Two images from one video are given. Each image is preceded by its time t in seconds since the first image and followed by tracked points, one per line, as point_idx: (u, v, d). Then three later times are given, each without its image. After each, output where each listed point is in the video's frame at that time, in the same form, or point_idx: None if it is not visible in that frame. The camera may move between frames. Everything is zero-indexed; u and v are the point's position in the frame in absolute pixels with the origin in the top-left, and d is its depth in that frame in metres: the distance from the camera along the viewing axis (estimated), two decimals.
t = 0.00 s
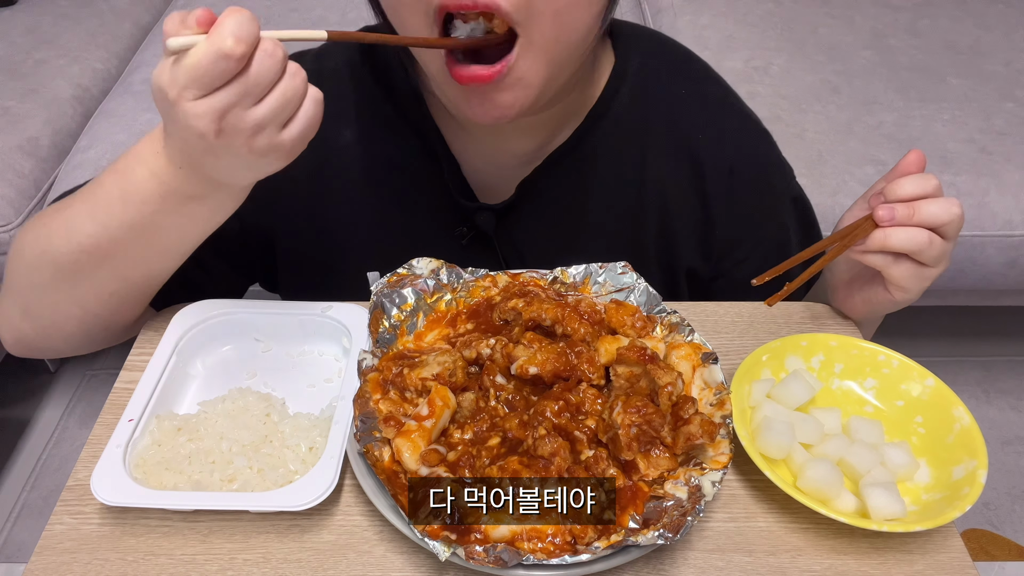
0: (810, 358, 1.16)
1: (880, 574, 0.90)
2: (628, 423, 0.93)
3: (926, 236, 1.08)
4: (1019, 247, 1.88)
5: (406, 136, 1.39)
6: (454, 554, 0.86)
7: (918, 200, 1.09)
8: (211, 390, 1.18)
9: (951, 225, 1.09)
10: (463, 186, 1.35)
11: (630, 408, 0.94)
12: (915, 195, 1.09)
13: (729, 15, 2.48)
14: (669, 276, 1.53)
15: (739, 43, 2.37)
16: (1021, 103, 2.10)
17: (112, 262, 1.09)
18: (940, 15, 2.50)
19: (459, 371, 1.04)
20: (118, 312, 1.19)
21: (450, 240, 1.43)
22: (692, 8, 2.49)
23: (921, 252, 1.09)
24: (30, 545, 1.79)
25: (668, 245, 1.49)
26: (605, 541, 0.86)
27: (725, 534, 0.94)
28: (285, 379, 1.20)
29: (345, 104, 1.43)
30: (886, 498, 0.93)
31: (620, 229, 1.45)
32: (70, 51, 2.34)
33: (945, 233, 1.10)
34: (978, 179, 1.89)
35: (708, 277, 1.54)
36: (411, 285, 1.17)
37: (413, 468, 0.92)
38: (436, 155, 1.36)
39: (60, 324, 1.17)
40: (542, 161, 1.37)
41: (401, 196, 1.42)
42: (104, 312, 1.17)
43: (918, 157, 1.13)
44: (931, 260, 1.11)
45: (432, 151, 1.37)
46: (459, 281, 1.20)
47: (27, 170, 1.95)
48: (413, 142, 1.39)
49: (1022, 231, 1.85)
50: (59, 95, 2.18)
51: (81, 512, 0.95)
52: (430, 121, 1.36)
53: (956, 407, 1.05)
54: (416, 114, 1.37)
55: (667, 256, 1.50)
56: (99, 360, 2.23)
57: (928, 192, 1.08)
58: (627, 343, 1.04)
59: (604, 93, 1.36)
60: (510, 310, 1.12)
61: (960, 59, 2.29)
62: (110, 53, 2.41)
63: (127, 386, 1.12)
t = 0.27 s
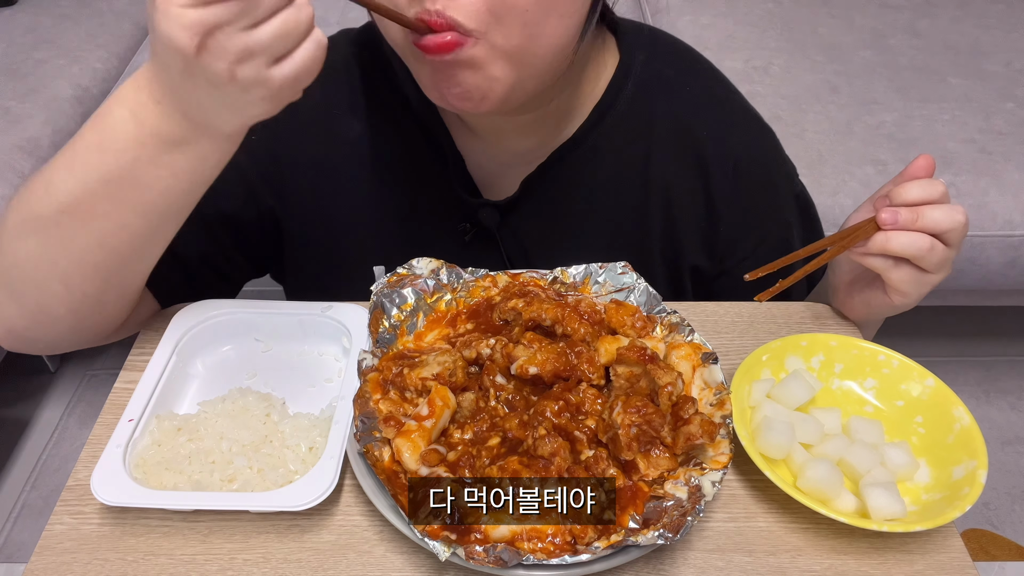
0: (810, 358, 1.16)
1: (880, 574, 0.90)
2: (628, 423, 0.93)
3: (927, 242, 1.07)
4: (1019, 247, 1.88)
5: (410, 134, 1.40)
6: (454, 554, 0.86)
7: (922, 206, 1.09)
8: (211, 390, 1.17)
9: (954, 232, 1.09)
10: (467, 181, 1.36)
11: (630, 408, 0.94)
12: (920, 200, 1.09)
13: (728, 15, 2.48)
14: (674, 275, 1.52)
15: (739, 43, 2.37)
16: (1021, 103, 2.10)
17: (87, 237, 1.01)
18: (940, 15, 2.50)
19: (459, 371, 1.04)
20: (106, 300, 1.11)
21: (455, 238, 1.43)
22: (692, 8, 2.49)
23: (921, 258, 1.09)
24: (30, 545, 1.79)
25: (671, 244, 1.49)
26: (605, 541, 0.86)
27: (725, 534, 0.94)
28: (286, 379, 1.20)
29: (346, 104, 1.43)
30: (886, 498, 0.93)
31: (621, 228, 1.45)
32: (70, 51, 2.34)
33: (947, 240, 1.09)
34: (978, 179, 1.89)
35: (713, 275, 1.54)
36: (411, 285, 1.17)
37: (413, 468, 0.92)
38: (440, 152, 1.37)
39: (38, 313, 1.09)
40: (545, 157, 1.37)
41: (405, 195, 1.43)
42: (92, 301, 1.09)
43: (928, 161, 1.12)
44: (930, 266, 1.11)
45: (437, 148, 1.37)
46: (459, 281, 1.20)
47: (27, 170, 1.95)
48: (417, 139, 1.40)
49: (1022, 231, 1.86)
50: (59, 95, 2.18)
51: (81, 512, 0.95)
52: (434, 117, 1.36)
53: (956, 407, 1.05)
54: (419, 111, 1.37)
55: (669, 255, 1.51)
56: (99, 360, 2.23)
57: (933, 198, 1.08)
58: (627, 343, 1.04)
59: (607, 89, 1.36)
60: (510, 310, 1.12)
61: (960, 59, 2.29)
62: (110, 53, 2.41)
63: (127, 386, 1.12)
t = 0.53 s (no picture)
0: (810, 358, 1.16)
1: (880, 574, 0.90)
2: (628, 423, 0.93)
3: (932, 246, 1.07)
4: (1019, 247, 1.88)
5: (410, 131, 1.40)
6: (454, 554, 0.86)
7: (931, 210, 1.08)
8: (211, 390, 1.17)
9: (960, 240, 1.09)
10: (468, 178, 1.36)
11: (630, 408, 0.94)
12: (929, 205, 1.08)
13: (729, 15, 2.48)
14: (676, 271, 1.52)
15: (739, 43, 2.37)
16: (1021, 103, 2.10)
17: (43, 184, 1.00)
18: (940, 15, 2.50)
19: (459, 371, 1.04)
20: (75, 261, 1.09)
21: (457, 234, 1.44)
22: (692, 8, 2.49)
23: (924, 262, 1.09)
24: (30, 545, 1.79)
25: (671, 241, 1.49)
26: (605, 541, 0.86)
27: (725, 534, 0.94)
28: (286, 379, 1.20)
29: (345, 102, 1.43)
30: (886, 498, 0.93)
31: (622, 227, 1.45)
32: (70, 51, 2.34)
33: (953, 247, 1.09)
34: (978, 179, 1.89)
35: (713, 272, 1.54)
36: (411, 285, 1.17)
37: (413, 468, 0.92)
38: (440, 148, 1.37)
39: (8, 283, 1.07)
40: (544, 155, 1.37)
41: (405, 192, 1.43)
42: (61, 261, 1.07)
43: (940, 166, 1.11)
44: (933, 271, 1.11)
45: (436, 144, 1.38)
46: (459, 281, 1.20)
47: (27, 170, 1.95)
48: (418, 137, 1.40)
49: (1021, 231, 1.86)
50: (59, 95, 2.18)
51: (81, 512, 0.95)
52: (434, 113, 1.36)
53: (956, 407, 1.05)
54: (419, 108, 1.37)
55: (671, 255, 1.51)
56: (99, 360, 2.23)
57: (942, 204, 1.07)
58: (627, 343, 1.04)
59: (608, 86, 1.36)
60: (510, 310, 1.12)
61: (960, 59, 2.29)
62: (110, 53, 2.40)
63: (127, 386, 1.12)
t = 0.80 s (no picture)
0: (810, 358, 1.16)
1: (880, 574, 0.90)
2: (628, 423, 0.93)
3: (934, 250, 1.07)
4: (1019, 247, 1.88)
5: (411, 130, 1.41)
6: (454, 554, 0.86)
7: (935, 213, 1.08)
8: (210, 391, 1.17)
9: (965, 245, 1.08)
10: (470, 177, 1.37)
11: (630, 408, 0.94)
12: (934, 208, 1.08)
13: (729, 15, 2.48)
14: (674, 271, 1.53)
15: (739, 43, 2.37)
16: (1021, 103, 2.10)
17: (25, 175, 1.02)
18: (940, 15, 2.50)
19: (459, 371, 1.04)
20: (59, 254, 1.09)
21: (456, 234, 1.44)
22: (692, 8, 2.49)
23: (925, 265, 1.09)
24: (30, 545, 1.79)
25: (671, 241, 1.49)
26: (605, 541, 0.86)
27: (725, 534, 0.94)
28: (285, 379, 1.20)
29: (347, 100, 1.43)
30: (886, 498, 0.93)
31: (622, 227, 1.45)
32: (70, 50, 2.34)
33: (956, 253, 1.09)
34: (978, 179, 1.89)
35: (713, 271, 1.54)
36: (411, 285, 1.17)
37: (413, 468, 0.92)
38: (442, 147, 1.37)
39: None
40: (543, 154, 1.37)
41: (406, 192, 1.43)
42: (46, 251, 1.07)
43: (948, 169, 1.10)
44: (934, 275, 1.11)
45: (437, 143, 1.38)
46: (459, 281, 1.20)
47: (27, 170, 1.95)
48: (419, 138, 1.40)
49: (1021, 231, 1.86)
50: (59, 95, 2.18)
51: (81, 512, 0.95)
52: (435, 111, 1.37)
53: (956, 407, 1.05)
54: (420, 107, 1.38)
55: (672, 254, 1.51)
56: (99, 360, 2.23)
57: (948, 208, 1.07)
58: (627, 343, 1.04)
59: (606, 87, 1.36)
60: (510, 310, 1.12)
61: (960, 59, 2.29)
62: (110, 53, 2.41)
63: (127, 386, 1.12)
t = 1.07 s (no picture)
0: (810, 358, 1.16)
1: (880, 574, 0.90)
2: (628, 423, 0.93)
3: (919, 242, 1.07)
4: (1019, 247, 1.88)
5: (403, 128, 1.39)
6: (454, 554, 0.86)
7: (921, 206, 1.08)
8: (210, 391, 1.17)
9: (950, 238, 1.08)
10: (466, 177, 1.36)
11: (630, 408, 0.94)
12: (919, 201, 1.08)
13: (729, 15, 2.48)
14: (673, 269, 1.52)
15: (739, 43, 2.37)
16: (1021, 103, 2.10)
17: None
18: (940, 15, 2.50)
19: (459, 371, 1.04)
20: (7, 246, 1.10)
21: (457, 232, 1.44)
22: (692, 8, 2.49)
23: (910, 257, 1.09)
24: (30, 545, 1.79)
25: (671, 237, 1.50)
26: (605, 541, 0.86)
27: (725, 534, 0.94)
28: (285, 379, 1.20)
29: (343, 101, 1.43)
30: (885, 498, 0.93)
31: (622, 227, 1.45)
32: (70, 51, 2.34)
33: (941, 245, 1.09)
34: (978, 179, 1.89)
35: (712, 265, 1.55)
36: (411, 285, 1.17)
37: (413, 468, 0.92)
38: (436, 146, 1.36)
39: None
40: (536, 146, 1.38)
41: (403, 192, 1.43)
42: None
43: (934, 163, 1.10)
44: (919, 267, 1.11)
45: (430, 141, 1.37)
46: (459, 281, 1.20)
47: (27, 170, 1.95)
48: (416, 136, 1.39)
49: (1021, 231, 1.86)
50: (59, 95, 2.18)
51: (81, 512, 0.95)
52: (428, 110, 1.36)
53: (956, 407, 1.05)
54: (413, 104, 1.36)
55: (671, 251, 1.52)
56: (99, 360, 2.24)
57: (933, 201, 1.07)
58: (627, 343, 1.04)
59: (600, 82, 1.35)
60: (510, 310, 1.12)
61: (960, 59, 2.29)
62: (110, 53, 2.41)
63: (127, 386, 1.12)
